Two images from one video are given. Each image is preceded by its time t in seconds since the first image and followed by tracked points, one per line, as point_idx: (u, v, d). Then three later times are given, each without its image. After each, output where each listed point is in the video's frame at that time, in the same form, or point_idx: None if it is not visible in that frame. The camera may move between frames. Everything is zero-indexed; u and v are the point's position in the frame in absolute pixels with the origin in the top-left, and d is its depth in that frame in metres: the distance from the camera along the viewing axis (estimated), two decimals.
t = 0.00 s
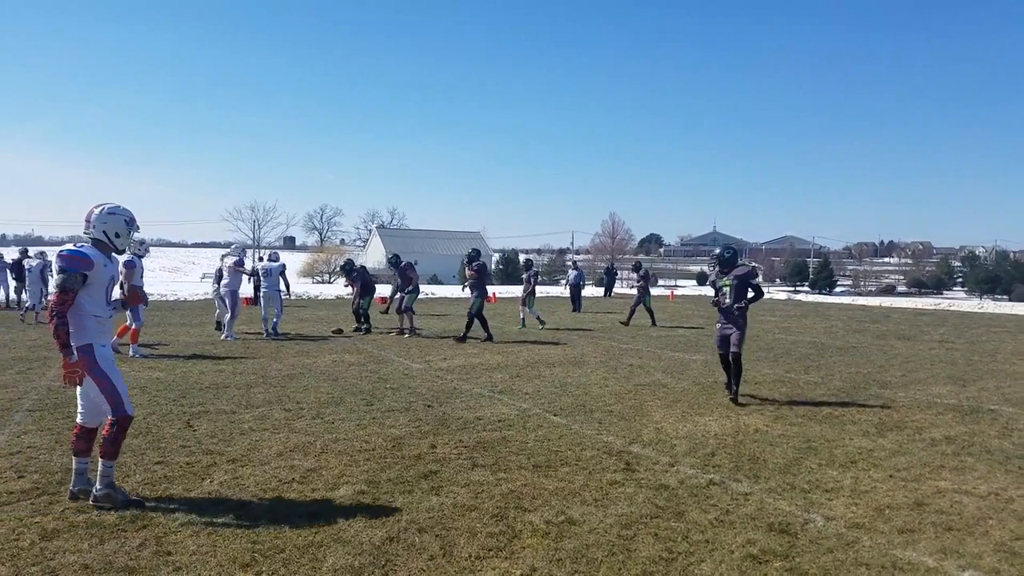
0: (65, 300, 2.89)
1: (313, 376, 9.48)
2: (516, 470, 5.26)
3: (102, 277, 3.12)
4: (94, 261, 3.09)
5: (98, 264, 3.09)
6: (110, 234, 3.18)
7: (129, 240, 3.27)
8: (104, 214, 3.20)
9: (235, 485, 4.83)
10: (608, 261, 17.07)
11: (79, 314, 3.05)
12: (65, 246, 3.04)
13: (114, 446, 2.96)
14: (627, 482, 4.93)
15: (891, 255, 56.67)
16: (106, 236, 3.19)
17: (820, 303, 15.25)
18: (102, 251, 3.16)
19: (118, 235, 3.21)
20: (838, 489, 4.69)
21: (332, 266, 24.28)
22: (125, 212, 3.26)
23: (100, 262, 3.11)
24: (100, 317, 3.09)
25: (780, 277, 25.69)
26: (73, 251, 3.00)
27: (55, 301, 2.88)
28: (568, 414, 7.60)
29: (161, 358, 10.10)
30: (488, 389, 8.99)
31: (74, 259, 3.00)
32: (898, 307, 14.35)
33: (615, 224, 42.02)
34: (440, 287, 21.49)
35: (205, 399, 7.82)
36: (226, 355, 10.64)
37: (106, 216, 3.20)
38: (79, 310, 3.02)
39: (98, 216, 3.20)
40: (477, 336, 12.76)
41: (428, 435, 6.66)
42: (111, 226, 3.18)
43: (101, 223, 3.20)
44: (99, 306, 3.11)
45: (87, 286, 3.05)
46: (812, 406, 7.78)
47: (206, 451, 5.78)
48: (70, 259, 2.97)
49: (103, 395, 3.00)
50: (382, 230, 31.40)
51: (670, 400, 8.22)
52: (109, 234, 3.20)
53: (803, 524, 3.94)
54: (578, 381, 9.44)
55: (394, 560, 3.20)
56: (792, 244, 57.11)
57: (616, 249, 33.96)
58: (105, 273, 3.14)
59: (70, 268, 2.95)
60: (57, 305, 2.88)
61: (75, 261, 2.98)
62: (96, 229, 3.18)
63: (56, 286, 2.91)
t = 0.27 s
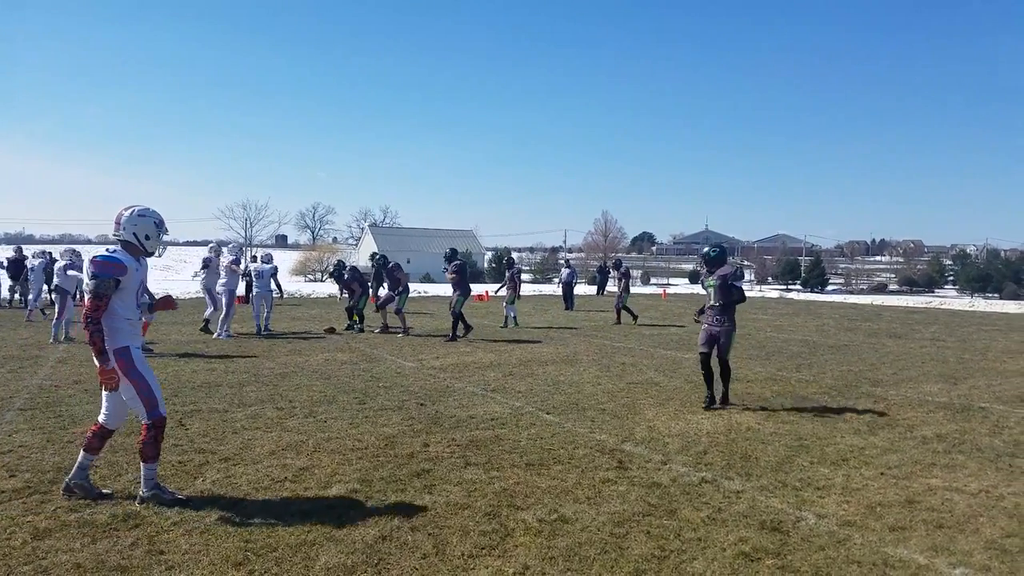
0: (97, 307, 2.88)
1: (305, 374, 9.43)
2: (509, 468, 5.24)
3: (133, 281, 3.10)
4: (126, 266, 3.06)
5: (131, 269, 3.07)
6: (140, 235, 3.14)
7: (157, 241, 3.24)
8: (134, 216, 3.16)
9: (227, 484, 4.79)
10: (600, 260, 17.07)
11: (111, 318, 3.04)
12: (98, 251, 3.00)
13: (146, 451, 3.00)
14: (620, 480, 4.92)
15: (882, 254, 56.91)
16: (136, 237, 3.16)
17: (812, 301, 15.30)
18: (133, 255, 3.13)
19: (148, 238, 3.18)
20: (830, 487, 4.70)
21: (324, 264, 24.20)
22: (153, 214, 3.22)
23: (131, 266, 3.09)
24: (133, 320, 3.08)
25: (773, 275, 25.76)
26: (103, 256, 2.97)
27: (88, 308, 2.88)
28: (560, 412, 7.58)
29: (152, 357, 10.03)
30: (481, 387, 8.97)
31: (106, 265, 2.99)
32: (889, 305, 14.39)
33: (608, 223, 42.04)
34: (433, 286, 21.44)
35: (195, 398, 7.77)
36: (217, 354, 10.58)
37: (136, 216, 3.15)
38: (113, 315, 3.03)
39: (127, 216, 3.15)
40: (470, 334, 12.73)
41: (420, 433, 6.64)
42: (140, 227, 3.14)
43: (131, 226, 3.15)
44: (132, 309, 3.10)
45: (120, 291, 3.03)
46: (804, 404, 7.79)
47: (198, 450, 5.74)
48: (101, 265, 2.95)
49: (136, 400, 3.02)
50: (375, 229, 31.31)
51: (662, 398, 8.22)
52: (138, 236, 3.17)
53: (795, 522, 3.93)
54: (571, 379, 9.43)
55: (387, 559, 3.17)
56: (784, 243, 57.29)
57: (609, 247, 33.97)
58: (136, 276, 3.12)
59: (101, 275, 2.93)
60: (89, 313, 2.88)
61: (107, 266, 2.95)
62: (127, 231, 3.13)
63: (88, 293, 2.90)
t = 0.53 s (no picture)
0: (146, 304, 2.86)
1: (301, 374, 9.39)
2: (505, 468, 5.22)
3: (172, 276, 3.08)
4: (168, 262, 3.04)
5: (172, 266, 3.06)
6: (175, 231, 3.10)
7: (189, 237, 3.21)
8: (167, 211, 3.12)
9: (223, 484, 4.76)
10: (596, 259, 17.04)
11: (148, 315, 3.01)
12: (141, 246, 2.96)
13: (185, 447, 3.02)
14: (617, 478, 4.90)
15: (878, 252, 57.03)
16: (171, 232, 3.12)
17: (808, 299, 15.29)
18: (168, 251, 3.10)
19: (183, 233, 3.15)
20: (826, 485, 4.69)
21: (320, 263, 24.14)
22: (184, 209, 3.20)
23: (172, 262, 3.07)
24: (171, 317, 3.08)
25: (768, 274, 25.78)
26: (149, 251, 2.94)
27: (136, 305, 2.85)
28: (557, 411, 7.56)
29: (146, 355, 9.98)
30: (477, 386, 8.94)
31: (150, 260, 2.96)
32: (885, 303, 14.40)
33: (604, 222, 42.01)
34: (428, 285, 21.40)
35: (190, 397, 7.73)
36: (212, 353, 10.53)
37: (171, 211, 3.12)
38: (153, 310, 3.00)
39: (162, 210, 3.11)
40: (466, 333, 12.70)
41: (416, 432, 6.61)
42: (176, 222, 3.11)
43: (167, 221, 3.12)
44: (170, 306, 3.09)
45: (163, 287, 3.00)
46: (800, 402, 7.78)
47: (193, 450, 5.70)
48: (147, 261, 2.92)
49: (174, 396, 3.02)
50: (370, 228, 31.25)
51: (659, 397, 8.20)
52: (172, 231, 3.13)
53: (792, 520, 3.92)
54: (567, 378, 9.40)
55: (384, 558, 3.14)
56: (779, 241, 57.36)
57: (605, 246, 33.96)
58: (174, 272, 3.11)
59: (148, 272, 2.90)
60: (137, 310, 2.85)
61: (153, 262, 2.92)
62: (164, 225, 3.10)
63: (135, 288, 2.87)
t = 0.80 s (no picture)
0: (194, 301, 2.86)
1: (301, 373, 9.38)
2: (506, 467, 5.20)
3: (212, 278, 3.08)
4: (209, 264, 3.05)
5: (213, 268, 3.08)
6: (211, 234, 3.14)
7: (223, 240, 3.23)
8: (202, 215, 3.14)
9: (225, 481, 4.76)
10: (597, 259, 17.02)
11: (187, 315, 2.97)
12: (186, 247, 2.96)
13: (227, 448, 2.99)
14: (617, 478, 4.88)
15: (879, 252, 56.97)
16: (206, 235, 3.15)
17: (809, 299, 15.27)
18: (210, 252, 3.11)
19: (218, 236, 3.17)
20: (828, 485, 4.66)
21: (320, 263, 24.14)
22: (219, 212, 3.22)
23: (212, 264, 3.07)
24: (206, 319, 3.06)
25: (769, 273, 25.76)
26: (191, 251, 2.95)
27: (184, 302, 2.84)
28: (557, 410, 7.54)
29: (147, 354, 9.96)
30: (478, 386, 8.92)
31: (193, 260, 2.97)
32: (887, 303, 14.37)
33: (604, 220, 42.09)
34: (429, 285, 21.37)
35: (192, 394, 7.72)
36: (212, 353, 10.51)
37: (206, 214, 3.14)
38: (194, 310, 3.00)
39: (197, 213, 3.13)
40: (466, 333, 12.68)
41: (416, 432, 6.59)
42: (212, 225, 3.14)
43: (203, 225, 3.12)
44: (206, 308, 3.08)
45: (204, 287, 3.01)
46: (801, 402, 7.76)
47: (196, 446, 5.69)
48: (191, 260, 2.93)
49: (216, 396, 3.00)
50: (371, 228, 31.24)
51: (660, 396, 8.18)
52: (207, 234, 3.15)
53: (793, 520, 3.90)
54: (568, 377, 9.38)
55: (385, 558, 3.12)
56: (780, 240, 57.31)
57: (605, 245, 33.92)
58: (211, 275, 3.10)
59: (192, 271, 2.91)
60: (186, 306, 2.84)
61: (196, 260, 2.93)
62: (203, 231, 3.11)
63: (180, 287, 2.86)
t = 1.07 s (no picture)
0: (231, 292, 2.86)
1: (305, 370, 9.39)
2: (510, 464, 5.21)
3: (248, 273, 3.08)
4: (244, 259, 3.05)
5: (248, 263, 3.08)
6: (247, 229, 3.16)
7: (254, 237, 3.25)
8: (236, 211, 3.16)
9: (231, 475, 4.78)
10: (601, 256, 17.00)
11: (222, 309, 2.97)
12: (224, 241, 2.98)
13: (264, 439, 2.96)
14: (620, 475, 4.88)
15: (885, 251, 56.78)
16: (241, 230, 3.17)
17: (814, 298, 15.23)
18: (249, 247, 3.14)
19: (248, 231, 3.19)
20: (832, 484, 4.65)
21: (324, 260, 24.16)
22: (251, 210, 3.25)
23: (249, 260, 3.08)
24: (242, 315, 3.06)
25: (774, 272, 25.71)
26: (227, 243, 2.97)
27: (220, 293, 2.85)
28: (561, 408, 7.54)
29: (153, 349, 9.98)
30: (482, 383, 8.92)
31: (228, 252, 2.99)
32: (892, 302, 14.33)
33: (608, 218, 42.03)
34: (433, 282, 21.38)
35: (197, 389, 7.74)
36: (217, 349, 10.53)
37: (240, 210, 3.17)
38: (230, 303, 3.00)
39: (231, 209, 3.16)
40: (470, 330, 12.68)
41: (420, 429, 6.60)
42: (247, 220, 3.17)
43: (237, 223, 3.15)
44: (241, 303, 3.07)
45: (240, 280, 3.02)
46: (805, 401, 7.74)
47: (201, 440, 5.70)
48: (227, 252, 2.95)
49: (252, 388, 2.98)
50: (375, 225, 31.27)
51: (664, 394, 8.18)
52: (243, 230, 3.18)
53: (798, 518, 3.89)
54: (572, 375, 9.39)
55: (389, 553, 3.13)
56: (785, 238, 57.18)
57: (609, 243, 33.88)
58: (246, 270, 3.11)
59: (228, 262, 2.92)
60: (222, 297, 2.84)
61: (233, 253, 2.94)
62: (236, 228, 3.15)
63: (218, 278, 2.87)
